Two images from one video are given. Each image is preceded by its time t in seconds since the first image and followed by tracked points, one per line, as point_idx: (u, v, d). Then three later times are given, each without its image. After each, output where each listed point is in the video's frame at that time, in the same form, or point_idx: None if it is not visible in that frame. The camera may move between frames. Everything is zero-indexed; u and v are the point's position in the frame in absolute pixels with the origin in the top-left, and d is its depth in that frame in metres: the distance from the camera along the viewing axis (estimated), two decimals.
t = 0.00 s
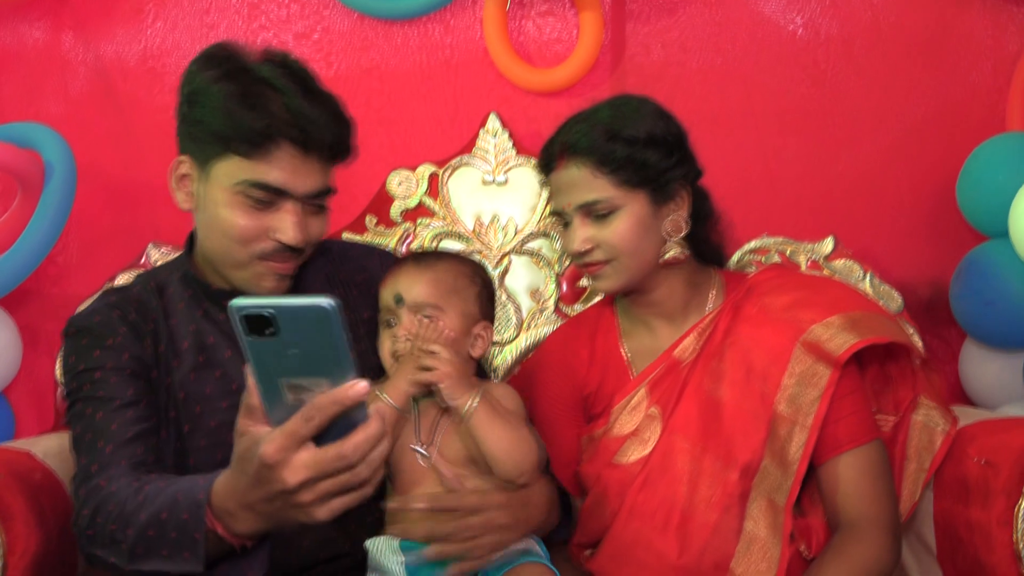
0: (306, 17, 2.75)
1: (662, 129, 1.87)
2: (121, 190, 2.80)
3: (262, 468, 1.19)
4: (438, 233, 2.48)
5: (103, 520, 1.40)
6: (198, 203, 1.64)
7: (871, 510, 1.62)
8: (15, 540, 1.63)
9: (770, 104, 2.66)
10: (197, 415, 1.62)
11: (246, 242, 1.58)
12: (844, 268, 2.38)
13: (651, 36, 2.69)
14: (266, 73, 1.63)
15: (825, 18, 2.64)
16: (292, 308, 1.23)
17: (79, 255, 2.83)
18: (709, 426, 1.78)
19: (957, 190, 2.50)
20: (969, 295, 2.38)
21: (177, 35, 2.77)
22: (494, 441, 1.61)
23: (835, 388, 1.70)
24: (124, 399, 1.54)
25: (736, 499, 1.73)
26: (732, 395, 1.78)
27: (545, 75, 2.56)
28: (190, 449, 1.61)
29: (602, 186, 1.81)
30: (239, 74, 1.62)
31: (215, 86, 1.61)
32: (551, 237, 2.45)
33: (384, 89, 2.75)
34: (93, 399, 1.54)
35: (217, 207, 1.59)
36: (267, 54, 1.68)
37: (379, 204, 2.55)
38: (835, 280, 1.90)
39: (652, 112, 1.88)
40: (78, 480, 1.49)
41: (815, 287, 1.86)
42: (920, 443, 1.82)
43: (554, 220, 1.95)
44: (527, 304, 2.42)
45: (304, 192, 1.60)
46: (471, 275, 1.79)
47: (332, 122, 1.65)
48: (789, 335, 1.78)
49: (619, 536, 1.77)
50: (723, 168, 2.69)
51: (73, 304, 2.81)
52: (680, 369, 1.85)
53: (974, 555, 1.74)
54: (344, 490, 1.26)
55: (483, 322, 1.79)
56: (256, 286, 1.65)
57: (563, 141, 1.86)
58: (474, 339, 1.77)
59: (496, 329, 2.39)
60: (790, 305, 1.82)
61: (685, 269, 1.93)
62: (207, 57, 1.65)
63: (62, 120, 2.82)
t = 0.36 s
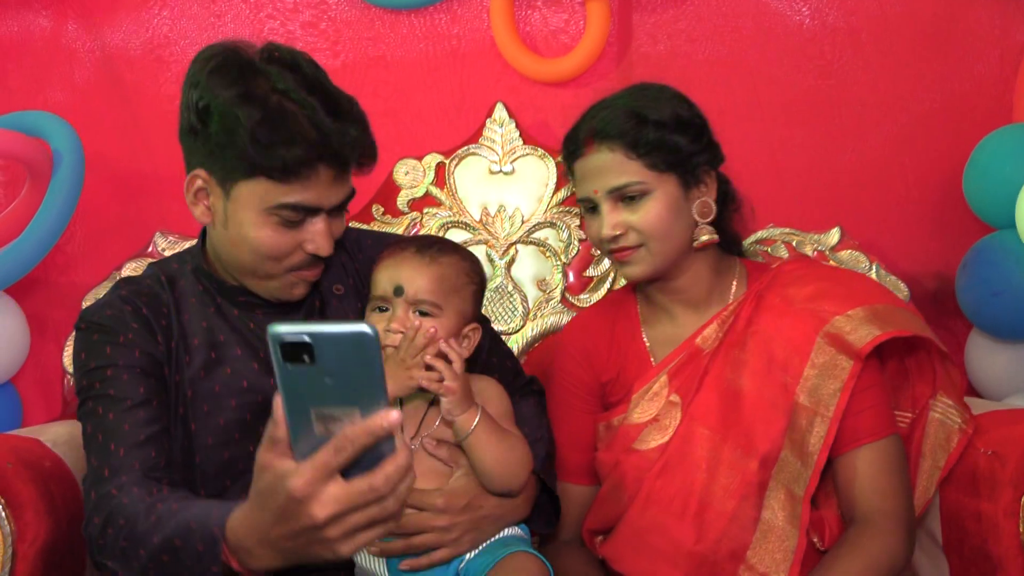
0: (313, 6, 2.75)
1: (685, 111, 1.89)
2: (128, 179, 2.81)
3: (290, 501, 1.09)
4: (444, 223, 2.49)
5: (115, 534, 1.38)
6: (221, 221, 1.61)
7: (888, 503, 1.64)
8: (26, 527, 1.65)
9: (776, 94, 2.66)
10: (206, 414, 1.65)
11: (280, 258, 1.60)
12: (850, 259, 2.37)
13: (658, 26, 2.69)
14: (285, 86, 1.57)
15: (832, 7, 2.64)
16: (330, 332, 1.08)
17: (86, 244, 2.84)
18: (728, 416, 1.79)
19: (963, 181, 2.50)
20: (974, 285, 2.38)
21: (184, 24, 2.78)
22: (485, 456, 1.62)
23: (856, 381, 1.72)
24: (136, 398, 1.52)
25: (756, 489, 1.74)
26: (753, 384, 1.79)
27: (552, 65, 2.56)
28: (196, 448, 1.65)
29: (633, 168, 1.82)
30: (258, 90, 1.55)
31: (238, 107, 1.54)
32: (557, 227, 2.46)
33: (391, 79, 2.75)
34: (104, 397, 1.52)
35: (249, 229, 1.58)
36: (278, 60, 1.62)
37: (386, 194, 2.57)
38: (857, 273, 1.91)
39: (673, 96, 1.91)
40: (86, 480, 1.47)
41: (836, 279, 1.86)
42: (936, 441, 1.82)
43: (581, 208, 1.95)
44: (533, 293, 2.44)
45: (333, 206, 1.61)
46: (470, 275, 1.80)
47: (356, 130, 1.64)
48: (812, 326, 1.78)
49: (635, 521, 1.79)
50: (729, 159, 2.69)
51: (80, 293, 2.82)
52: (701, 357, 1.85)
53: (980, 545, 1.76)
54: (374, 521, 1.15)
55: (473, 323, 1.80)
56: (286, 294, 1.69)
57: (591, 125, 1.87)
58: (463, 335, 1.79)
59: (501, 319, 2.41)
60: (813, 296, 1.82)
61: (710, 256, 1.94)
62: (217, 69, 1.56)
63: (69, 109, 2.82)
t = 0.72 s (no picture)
0: (320, 3, 2.76)
1: (715, 109, 1.91)
2: (136, 177, 2.82)
3: (312, 556, 1.05)
4: (451, 220, 2.50)
5: (123, 567, 1.42)
6: (219, 241, 1.62)
7: (903, 508, 1.66)
8: (33, 525, 1.65)
9: (783, 91, 2.66)
10: (207, 423, 1.68)
11: (284, 270, 1.61)
12: (856, 255, 2.42)
13: (664, 22, 2.69)
14: (267, 99, 1.54)
15: (838, 4, 2.64)
16: (358, 389, 1.03)
17: (93, 241, 2.84)
18: (750, 412, 1.82)
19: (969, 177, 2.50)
20: (979, 282, 2.38)
21: (191, 23, 2.79)
22: (485, 444, 1.63)
23: (877, 384, 1.73)
24: (135, 419, 1.54)
25: (773, 488, 1.76)
26: (774, 382, 1.81)
27: (558, 64, 2.56)
28: (199, 459, 1.67)
29: (661, 165, 1.85)
30: (242, 107, 1.53)
31: (223, 128, 1.52)
32: (563, 224, 2.48)
33: (397, 76, 2.75)
34: (102, 418, 1.53)
35: (248, 245, 1.58)
36: (257, 69, 1.59)
37: (392, 191, 2.57)
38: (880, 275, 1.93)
39: (705, 92, 1.93)
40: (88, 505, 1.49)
41: (861, 282, 1.89)
42: (951, 445, 1.83)
43: (609, 201, 2.00)
44: (541, 291, 2.46)
45: (327, 212, 1.61)
46: (457, 266, 1.80)
47: (346, 133, 1.61)
48: (837, 327, 1.81)
49: (650, 517, 1.81)
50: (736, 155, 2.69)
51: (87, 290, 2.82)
52: (722, 354, 1.90)
53: (988, 543, 1.76)
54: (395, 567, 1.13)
55: (469, 315, 1.80)
56: (293, 298, 1.71)
57: (621, 120, 1.91)
58: (461, 330, 1.80)
59: (507, 316, 2.43)
60: (838, 299, 1.85)
61: (735, 254, 1.98)
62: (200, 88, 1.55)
63: (77, 107, 2.83)
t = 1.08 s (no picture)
0: None
1: (737, 109, 1.91)
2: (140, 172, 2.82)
3: (320, 567, 1.07)
4: (456, 216, 2.52)
5: (131, 570, 1.44)
6: (202, 255, 1.65)
7: (912, 509, 1.67)
8: (38, 519, 1.66)
9: (788, 89, 2.66)
10: (212, 422, 1.69)
11: (274, 274, 1.64)
12: (861, 253, 2.48)
13: (669, 20, 2.68)
14: (224, 114, 1.52)
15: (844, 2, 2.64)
16: (359, 404, 1.06)
17: (98, 236, 2.84)
18: (761, 412, 1.82)
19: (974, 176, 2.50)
20: (983, 280, 2.38)
21: (196, 18, 2.79)
22: (487, 444, 1.63)
23: (889, 386, 1.74)
24: (139, 421, 1.55)
25: (782, 488, 1.76)
26: (785, 382, 1.81)
27: (564, 60, 2.56)
28: (206, 457, 1.69)
29: (677, 163, 1.85)
30: (198, 127, 1.52)
31: (181, 151, 1.52)
32: (567, 221, 2.49)
33: (403, 72, 2.74)
34: (106, 421, 1.55)
35: (231, 255, 1.60)
36: (213, 82, 1.57)
37: (397, 187, 2.60)
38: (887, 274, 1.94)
39: (729, 91, 1.93)
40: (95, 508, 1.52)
41: (876, 283, 1.89)
42: (959, 446, 1.84)
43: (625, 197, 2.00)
44: (545, 288, 2.47)
45: (307, 214, 1.61)
46: (471, 262, 1.80)
47: (310, 137, 1.58)
48: (850, 328, 1.81)
49: (658, 515, 1.82)
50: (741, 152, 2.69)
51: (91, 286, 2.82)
52: (734, 351, 1.90)
53: (994, 542, 1.76)
54: None
55: (483, 312, 1.82)
56: (290, 296, 1.73)
57: (641, 117, 1.91)
58: (473, 328, 1.81)
59: (513, 313, 2.45)
60: (852, 300, 1.85)
61: (750, 254, 1.98)
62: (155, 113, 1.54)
63: (82, 102, 2.83)
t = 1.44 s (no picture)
0: None
1: (743, 108, 1.91)
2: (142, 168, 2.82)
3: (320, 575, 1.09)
4: (458, 213, 2.53)
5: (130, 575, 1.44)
6: (196, 259, 1.66)
7: (917, 510, 1.68)
8: (41, 514, 1.66)
9: (792, 87, 2.65)
10: (213, 420, 1.70)
11: (268, 275, 1.65)
12: (863, 252, 2.53)
13: (671, 17, 2.68)
14: (200, 123, 1.52)
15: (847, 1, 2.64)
16: (359, 414, 1.04)
17: (100, 232, 2.85)
18: (763, 413, 1.83)
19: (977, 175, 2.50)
20: (985, 280, 2.38)
21: (199, 14, 2.79)
22: (492, 443, 1.63)
23: (893, 387, 1.75)
24: (137, 423, 1.56)
25: (784, 489, 1.77)
26: (788, 383, 1.82)
27: (567, 58, 2.56)
28: (207, 456, 1.69)
29: (682, 162, 1.85)
30: (175, 139, 1.52)
31: (161, 164, 1.53)
32: (570, 218, 2.50)
33: (405, 69, 2.74)
34: (104, 423, 1.56)
35: (224, 261, 1.62)
36: (188, 90, 1.56)
37: (400, 184, 2.60)
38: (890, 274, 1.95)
39: (735, 89, 1.93)
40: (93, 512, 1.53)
41: (880, 284, 1.89)
42: (960, 445, 1.85)
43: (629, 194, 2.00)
44: (547, 286, 2.48)
45: (296, 214, 1.61)
46: (481, 262, 1.80)
47: (287, 138, 1.57)
48: (853, 329, 1.82)
49: (660, 515, 1.82)
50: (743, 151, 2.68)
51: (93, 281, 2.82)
52: (737, 351, 1.90)
53: (995, 540, 1.76)
54: None
55: (492, 311, 1.83)
56: (288, 293, 1.74)
57: (647, 115, 1.91)
58: (483, 326, 1.82)
59: (516, 309, 2.46)
60: (855, 301, 1.85)
61: (753, 254, 1.98)
62: (133, 125, 1.54)
63: (85, 97, 2.83)
